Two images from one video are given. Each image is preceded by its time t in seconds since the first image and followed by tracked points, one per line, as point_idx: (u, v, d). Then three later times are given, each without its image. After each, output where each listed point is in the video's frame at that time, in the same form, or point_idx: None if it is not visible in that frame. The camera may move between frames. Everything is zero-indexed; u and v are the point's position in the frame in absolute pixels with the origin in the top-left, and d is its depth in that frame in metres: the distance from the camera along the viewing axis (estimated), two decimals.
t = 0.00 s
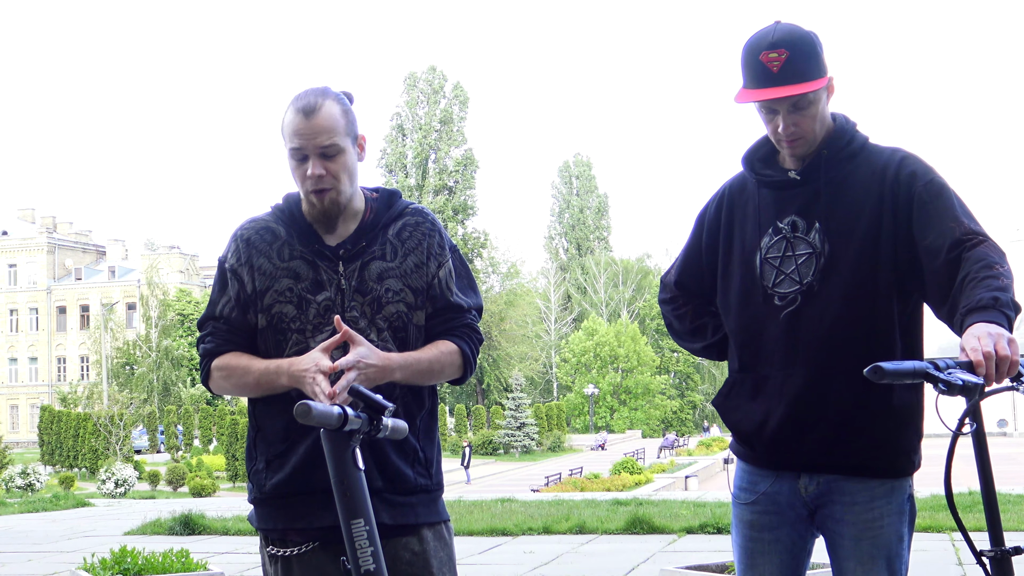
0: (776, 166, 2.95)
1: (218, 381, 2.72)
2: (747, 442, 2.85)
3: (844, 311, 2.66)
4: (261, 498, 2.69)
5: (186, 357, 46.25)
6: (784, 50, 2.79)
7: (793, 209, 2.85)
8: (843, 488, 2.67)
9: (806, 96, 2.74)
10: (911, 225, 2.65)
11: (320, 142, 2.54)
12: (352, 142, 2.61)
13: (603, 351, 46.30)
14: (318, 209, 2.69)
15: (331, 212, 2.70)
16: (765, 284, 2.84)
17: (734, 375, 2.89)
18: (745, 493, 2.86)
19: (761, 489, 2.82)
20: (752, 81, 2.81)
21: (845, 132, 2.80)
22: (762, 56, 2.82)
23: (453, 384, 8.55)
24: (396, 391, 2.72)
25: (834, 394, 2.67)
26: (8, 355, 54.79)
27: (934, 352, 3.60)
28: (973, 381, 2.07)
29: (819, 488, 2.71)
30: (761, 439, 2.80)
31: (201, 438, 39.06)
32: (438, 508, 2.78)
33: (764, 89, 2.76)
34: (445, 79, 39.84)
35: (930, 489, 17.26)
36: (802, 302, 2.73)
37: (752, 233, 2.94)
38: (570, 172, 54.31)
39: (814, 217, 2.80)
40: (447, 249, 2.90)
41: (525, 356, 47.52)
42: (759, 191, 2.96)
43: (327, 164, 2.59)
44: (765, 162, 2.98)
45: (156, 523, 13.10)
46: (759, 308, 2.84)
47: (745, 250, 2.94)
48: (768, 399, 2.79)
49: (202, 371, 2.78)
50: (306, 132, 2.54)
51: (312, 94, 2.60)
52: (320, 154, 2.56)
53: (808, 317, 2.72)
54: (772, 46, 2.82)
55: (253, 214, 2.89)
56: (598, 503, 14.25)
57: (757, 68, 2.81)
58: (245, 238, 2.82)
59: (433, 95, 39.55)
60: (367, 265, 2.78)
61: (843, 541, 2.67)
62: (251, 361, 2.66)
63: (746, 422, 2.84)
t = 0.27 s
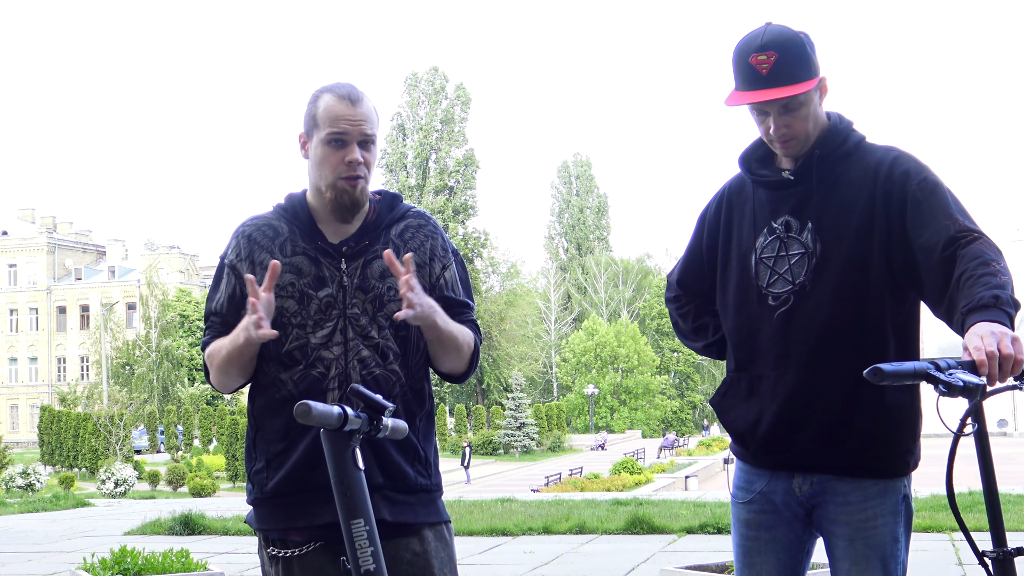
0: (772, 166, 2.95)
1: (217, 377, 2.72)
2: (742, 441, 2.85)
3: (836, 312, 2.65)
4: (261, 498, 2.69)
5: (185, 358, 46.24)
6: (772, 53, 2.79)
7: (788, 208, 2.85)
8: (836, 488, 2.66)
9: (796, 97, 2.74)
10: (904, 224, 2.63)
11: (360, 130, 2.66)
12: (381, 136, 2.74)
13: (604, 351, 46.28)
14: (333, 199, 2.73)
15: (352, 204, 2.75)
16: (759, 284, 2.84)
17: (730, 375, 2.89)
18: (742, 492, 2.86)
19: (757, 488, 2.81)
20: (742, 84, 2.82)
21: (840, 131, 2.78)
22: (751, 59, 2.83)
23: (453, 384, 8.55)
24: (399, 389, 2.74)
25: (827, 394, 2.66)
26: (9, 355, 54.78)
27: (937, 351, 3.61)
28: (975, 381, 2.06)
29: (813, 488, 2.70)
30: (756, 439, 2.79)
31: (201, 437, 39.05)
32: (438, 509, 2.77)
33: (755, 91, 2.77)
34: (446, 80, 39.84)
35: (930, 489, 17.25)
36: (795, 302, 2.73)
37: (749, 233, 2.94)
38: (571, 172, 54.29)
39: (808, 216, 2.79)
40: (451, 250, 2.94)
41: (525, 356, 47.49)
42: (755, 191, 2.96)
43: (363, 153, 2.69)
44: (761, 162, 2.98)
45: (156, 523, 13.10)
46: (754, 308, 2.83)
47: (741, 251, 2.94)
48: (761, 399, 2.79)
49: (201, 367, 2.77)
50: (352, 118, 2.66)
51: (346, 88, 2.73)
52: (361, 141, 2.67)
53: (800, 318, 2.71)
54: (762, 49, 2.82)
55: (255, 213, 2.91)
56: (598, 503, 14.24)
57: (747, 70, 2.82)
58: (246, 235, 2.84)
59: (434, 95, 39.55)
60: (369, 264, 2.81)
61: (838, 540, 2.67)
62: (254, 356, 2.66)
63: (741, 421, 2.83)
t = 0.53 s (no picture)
0: (773, 166, 2.97)
1: (223, 375, 2.73)
2: (743, 441, 2.87)
3: (836, 312, 2.67)
4: (266, 498, 2.71)
5: (185, 358, 46.23)
6: (769, 53, 2.81)
7: (788, 210, 2.86)
8: (837, 488, 2.68)
9: (793, 98, 2.76)
10: (904, 226, 2.64)
11: (376, 124, 2.74)
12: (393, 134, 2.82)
13: (604, 351, 46.29)
14: (345, 195, 2.78)
15: (363, 200, 2.80)
16: (760, 284, 2.85)
17: (732, 375, 2.90)
18: (743, 492, 2.88)
19: (757, 489, 2.83)
20: (740, 85, 2.84)
21: (841, 131, 2.79)
22: (748, 59, 2.85)
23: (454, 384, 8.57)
24: (404, 389, 2.77)
25: (826, 395, 2.68)
26: (9, 355, 54.78)
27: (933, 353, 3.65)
28: (969, 382, 2.09)
29: (813, 488, 2.72)
30: (756, 439, 2.82)
31: (201, 437, 39.04)
32: (443, 508, 2.80)
33: (752, 93, 2.78)
34: (447, 80, 39.90)
35: (929, 489, 17.27)
36: (796, 302, 2.74)
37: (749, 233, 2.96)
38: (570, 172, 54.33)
39: (809, 218, 2.81)
40: (457, 258, 3.03)
41: (524, 356, 47.48)
42: (756, 192, 2.98)
43: (378, 149, 2.77)
44: (762, 163, 3.00)
45: (156, 523, 13.11)
46: (754, 309, 2.85)
47: (742, 252, 2.96)
48: (762, 399, 2.80)
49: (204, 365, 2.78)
50: (367, 114, 2.74)
51: (361, 89, 2.82)
52: (375, 137, 2.74)
53: (800, 318, 2.73)
54: (758, 50, 2.84)
55: (261, 212, 2.93)
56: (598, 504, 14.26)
57: (744, 72, 2.84)
58: (253, 232, 2.85)
59: (435, 95, 39.59)
60: (377, 265, 2.84)
61: (839, 540, 2.68)
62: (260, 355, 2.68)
63: (742, 421, 2.85)
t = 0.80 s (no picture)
0: (777, 167, 2.98)
1: (227, 373, 2.72)
2: (747, 442, 2.87)
3: (841, 312, 2.68)
4: (273, 497, 2.71)
5: (185, 358, 46.23)
6: (777, 53, 2.81)
7: (792, 210, 2.87)
8: (841, 489, 2.69)
9: (799, 100, 2.76)
10: (908, 228, 2.66)
11: (388, 125, 2.73)
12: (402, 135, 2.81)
13: (604, 351, 46.30)
14: (355, 197, 2.77)
15: (373, 202, 2.79)
16: (765, 285, 2.85)
17: (735, 375, 2.91)
18: (748, 492, 2.88)
19: (762, 489, 2.83)
20: (747, 85, 2.83)
21: (845, 132, 2.81)
22: (756, 60, 2.84)
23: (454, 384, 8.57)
24: (411, 390, 2.79)
25: (831, 396, 2.68)
26: (9, 355, 54.80)
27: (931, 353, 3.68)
28: (977, 381, 2.06)
29: (819, 488, 2.73)
30: (761, 439, 2.82)
31: (201, 438, 39.03)
32: (449, 508, 2.82)
33: (759, 92, 2.78)
34: (449, 81, 39.95)
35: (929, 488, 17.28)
36: (801, 303, 2.74)
37: (753, 234, 2.96)
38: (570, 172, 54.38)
39: (813, 218, 2.81)
40: (463, 259, 3.04)
41: (525, 356, 47.49)
42: (760, 192, 2.98)
43: (390, 149, 2.75)
44: (766, 163, 3.01)
45: (156, 523, 13.11)
46: (759, 308, 2.85)
47: (746, 252, 2.96)
48: (767, 399, 2.80)
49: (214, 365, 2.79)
50: (379, 114, 2.72)
51: (371, 88, 2.80)
52: (387, 137, 2.73)
53: (804, 319, 2.73)
54: (766, 50, 2.84)
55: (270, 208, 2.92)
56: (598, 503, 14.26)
57: (752, 72, 2.84)
58: (264, 227, 2.83)
59: (436, 96, 39.64)
60: (386, 265, 2.86)
61: (844, 538, 2.69)
62: (269, 354, 2.68)
63: (746, 422, 2.86)
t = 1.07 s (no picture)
0: (777, 167, 2.98)
1: (237, 373, 2.73)
2: (746, 442, 2.87)
3: (838, 312, 2.68)
4: (280, 497, 2.71)
5: (185, 358, 46.23)
6: (772, 55, 2.82)
7: (792, 211, 2.88)
8: (840, 489, 2.70)
9: (798, 100, 2.76)
10: (908, 227, 2.66)
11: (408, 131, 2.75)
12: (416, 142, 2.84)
13: (604, 351, 46.31)
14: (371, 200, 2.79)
15: (386, 205, 2.81)
16: (765, 284, 2.85)
17: (734, 375, 2.91)
18: (746, 492, 2.88)
19: (761, 488, 2.84)
20: (746, 86, 2.84)
21: (845, 133, 2.81)
22: (753, 61, 2.85)
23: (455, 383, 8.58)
24: (420, 389, 2.79)
25: (830, 396, 2.69)
26: (9, 355, 54.81)
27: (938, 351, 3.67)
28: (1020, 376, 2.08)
29: (817, 487, 2.73)
30: (761, 438, 2.82)
31: (201, 438, 39.03)
32: (458, 506, 2.82)
33: (758, 93, 2.78)
34: (450, 81, 40.03)
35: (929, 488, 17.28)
36: (800, 303, 2.75)
37: (754, 235, 2.96)
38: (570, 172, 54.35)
39: (813, 218, 2.82)
40: (471, 255, 3.04)
41: (525, 356, 47.52)
42: (760, 192, 2.99)
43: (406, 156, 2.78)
44: (766, 163, 3.01)
45: (156, 523, 13.11)
46: (760, 309, 2.86)
47: (747, 252, 2.96)
48: (765, 399, 2.81)
49: (218, 365, 2.80)
50: (400, 120, 2.74)
51: (388, 90, 2.81)
52: (406, 144, 2.76)
53: (804, 319, 2.74)
54: (763, 52, 2.85)
55: (277, 207, 2.93)
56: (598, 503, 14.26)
57: (750, 74, 2.84)
58: (270, 228, 2.84)
59: (438, 96, 39.68)
60: (394, 265, 2.87)
61: (842, 539, 2.69)
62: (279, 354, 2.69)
63: (746, 421, 2.86)
